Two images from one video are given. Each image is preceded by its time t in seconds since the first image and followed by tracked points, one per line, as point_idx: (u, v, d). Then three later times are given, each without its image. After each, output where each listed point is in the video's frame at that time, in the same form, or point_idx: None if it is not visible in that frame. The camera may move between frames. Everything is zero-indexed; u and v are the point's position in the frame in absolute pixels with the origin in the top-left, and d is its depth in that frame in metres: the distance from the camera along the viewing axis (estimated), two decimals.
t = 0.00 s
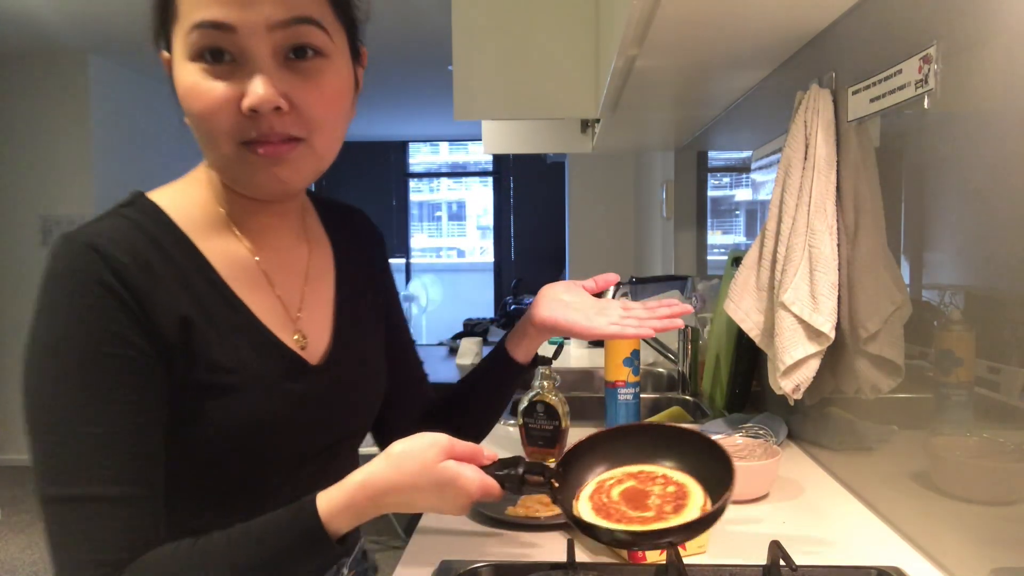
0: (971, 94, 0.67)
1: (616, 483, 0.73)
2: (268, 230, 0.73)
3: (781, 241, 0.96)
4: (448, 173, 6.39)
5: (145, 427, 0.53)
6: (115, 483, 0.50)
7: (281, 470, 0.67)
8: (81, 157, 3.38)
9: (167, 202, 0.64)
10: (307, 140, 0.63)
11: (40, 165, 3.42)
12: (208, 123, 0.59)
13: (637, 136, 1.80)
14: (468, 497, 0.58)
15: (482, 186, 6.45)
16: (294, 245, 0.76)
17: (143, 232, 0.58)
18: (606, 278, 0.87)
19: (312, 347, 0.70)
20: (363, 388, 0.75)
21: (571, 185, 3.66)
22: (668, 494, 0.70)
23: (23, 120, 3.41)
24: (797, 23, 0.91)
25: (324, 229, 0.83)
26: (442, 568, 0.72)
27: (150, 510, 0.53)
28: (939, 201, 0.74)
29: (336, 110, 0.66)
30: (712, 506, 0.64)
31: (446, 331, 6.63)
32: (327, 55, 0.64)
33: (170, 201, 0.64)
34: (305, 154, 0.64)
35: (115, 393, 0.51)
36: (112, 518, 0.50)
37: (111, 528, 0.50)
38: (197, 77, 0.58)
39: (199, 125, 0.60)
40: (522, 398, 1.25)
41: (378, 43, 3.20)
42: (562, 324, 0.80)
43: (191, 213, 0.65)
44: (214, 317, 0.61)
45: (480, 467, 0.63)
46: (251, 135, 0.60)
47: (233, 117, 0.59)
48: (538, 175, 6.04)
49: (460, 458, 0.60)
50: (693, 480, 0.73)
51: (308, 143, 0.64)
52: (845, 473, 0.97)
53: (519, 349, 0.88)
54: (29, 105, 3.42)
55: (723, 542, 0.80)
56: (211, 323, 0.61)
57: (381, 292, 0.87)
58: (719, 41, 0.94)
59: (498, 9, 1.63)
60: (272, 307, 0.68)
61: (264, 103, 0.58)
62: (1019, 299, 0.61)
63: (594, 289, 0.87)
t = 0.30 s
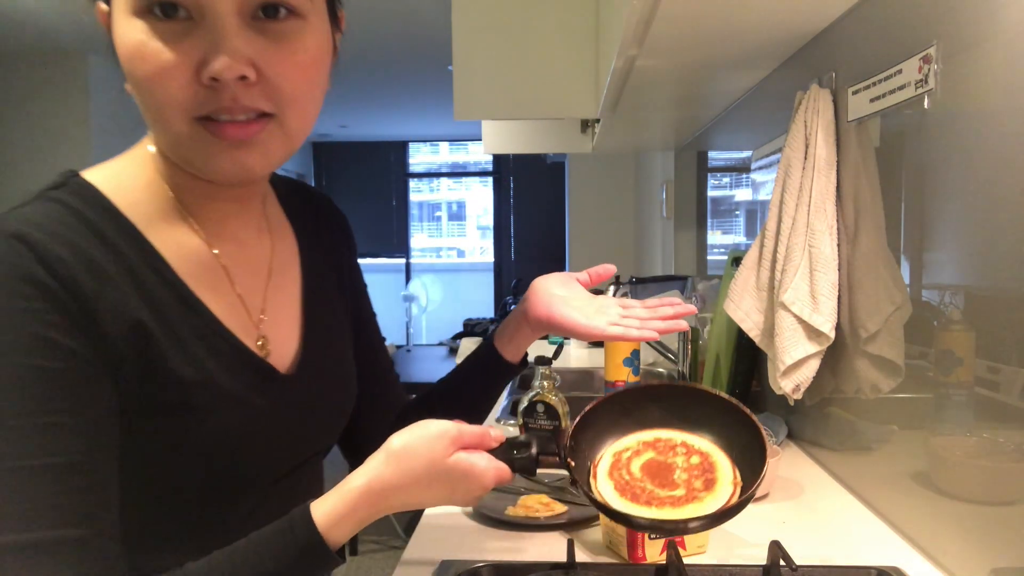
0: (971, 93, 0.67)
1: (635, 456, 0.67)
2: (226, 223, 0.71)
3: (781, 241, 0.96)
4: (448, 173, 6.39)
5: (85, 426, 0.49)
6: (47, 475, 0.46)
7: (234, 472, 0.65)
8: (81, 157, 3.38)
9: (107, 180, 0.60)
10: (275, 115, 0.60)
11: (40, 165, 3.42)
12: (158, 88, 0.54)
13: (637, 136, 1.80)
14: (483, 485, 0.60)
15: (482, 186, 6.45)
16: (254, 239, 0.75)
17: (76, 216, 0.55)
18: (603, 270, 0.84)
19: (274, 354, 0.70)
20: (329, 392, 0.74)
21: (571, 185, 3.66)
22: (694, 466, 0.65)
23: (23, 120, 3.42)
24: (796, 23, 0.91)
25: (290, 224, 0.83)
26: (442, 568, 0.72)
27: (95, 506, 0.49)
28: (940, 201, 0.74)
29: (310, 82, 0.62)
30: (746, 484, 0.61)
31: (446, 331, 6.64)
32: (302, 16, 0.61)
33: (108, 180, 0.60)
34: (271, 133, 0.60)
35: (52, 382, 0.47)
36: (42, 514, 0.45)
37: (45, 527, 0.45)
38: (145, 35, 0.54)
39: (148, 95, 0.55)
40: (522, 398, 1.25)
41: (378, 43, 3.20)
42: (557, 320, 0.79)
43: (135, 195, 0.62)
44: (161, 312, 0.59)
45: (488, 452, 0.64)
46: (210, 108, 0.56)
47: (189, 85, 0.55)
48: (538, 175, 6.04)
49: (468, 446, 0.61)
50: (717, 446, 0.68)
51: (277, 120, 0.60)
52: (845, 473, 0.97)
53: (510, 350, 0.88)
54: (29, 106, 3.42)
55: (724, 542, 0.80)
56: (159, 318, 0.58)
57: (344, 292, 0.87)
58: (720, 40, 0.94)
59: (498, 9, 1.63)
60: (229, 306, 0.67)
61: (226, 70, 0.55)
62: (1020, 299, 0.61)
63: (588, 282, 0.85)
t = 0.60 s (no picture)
0: (973, 93, 0.67)
1: (638, 440, 0.64)
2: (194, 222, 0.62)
3: (781, 241, 0.96)
4: (448, 173, 6.39)
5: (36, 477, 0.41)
6: None
7: (205, 501, 0.58)
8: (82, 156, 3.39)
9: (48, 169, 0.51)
10: (250, 104, 0.50)
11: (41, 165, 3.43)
12: (109, 67, 0.44)
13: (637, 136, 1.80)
14: (485, 484, 0.61)
15: (482, 186, 6.45)
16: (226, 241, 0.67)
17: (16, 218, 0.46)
18: (596, 258, 0.78)
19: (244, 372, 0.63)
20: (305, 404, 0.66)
21: (571, 185, 3.66)
22: (700, 450, 0.63)
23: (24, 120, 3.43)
24: (796, 22, 0.91)
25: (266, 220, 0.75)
26: (442, 568, 0.72)
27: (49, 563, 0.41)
28: (941, 201, 0.74)
29: (292, 63, 0.52)
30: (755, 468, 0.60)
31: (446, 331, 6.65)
32: None
33: (49, 172, 0.51)
34: (247, 125, 0.50)
35: None
36: None
37: None
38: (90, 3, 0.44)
39: (98, 79, 0.45)
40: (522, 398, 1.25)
41: (379, 43, 3.21)
42: (544, 313, 0.72)
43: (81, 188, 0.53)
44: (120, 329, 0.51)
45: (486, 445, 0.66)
46: (172, 97, 0.46)
47: (145, 68, 0.45)
48: (538, 175, 6.04)
49: (466, 445, 0.63)
50: (720, 429, 0.66)
51: (254, 110, 0.50)
52: (844, 473, 0.97)
53: (494, 346, 0.82)
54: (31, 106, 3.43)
55: (724, 542, 0.80)
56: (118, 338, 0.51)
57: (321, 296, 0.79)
58: (720, 40, 0.94)
59: (498, 9, 1.63)
60: (199, 320, 0.60)
61: (191, 52, 0.45)
62: (1020, 299, 0.61)
63: (577, 272, 0.79)
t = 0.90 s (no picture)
0: (972, 93, 0.67)
1: (638, 423, 0.63)
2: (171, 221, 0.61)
3: (781, 241, 0.96)
4: (448, 173, 6.39)
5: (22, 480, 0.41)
6: None
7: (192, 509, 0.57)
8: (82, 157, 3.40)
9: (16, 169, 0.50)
10: (237, 99, 0.49)
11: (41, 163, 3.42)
12: (87, 60, 0.42)
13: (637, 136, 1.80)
14: (492, 480, 0.62)
15: (482, 186, 6.45)
16: (207, 240, 0.66)
17: None
18: (592, 241, 0.78)
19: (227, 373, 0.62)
20: (298, 406, 0.66)
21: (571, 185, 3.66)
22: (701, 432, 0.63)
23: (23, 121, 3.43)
24: (797, 22, 0.91)
25: (252, 217, 0.75)
26: (442, 568, 0.72)
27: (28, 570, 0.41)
28: (941, 202, 0.74)
29: (283, 58, 0.50)
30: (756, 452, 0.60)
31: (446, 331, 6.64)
32: None
33: (22, 172, 0.51)
34: (232, 120, 0.49)
35: None
36: None
37: None
38: None
39: (71, 71, 0.43)
40: (522, 398, 1.26)
41: (379, 42, 3.20)
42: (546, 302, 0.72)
43: (52, 188, 0.52)
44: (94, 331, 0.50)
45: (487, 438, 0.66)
46: (154, 92, 0.44)
47: (125, 60, 0.43)
48: (538, 175, 6.04)
49: (471, 443, 0.63)
50: (719, 408, 0.66)
51: (239, 105, 0.49)
52: (845, 472, 0.97)
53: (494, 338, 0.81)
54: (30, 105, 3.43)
55: (723, 542, 0.80)
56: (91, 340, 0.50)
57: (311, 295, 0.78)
58: (720, 40, 0.94)
59: (498, 9, 1.63)
60: (188, 324, 0.60)
61: (176, 45, 0.43)
62: (1021, 299, 0.61)
63: (575, 257, 0.79)
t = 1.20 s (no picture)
0: (972, 93, 0.67)
1: (640, 410, 0.64)
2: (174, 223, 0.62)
3: (781, 242, 0.96)
4: (448, 173, 6.39)
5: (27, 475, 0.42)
6: None
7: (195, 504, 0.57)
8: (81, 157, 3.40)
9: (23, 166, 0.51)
10: (242, 100, 0.48)
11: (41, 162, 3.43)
12: (91, 66, 0.42)
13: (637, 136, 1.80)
14: (496, 469, 0.62)
15: (482, 186, 6.45)
16: (208, 239, 0.66)
17: None
18: (593, 237, 0.78)
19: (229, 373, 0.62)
20: (302, 405, 0.66)
21: (571, 185, 3.66)
22: (701, 417, 0.64)
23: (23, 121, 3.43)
24: (797, 22, 0.91)
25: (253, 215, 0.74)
26: (442, 568, 0.72)
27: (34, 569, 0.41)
28: (940, 202, 0.74)
29: (286, 60, 0.50)
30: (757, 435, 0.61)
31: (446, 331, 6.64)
32: None
33: (27, 170, 0.51)
34: (236, 122, 0.48)
35: None
36: None
37: None
38: None
39: (78, 74, 0.43)
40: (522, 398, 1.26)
41: (379, 42, 3.20)
42: (546, 296, 0.73)
43: (57, 186, 0.52)
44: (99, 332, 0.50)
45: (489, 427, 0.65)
46: (160, 94, 0.44)
47: (130, 61, 0.43)
48: (538, 175, 6.04)
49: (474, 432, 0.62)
50: (719, 394, 0.67)
51: (245, 106, 0.48)
52: (845, 472, 0.97)
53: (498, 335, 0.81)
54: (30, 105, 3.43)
55: (723, 543, 0.80)
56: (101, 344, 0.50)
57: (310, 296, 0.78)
58: (720, 40, 0.94)
59: (498, 9, 1.63)
60: (189, 324, 0.60)
61: (181, 46, 0.43)
62: (1021, 299, 0.61)
63: (576, 253, 0.80)
